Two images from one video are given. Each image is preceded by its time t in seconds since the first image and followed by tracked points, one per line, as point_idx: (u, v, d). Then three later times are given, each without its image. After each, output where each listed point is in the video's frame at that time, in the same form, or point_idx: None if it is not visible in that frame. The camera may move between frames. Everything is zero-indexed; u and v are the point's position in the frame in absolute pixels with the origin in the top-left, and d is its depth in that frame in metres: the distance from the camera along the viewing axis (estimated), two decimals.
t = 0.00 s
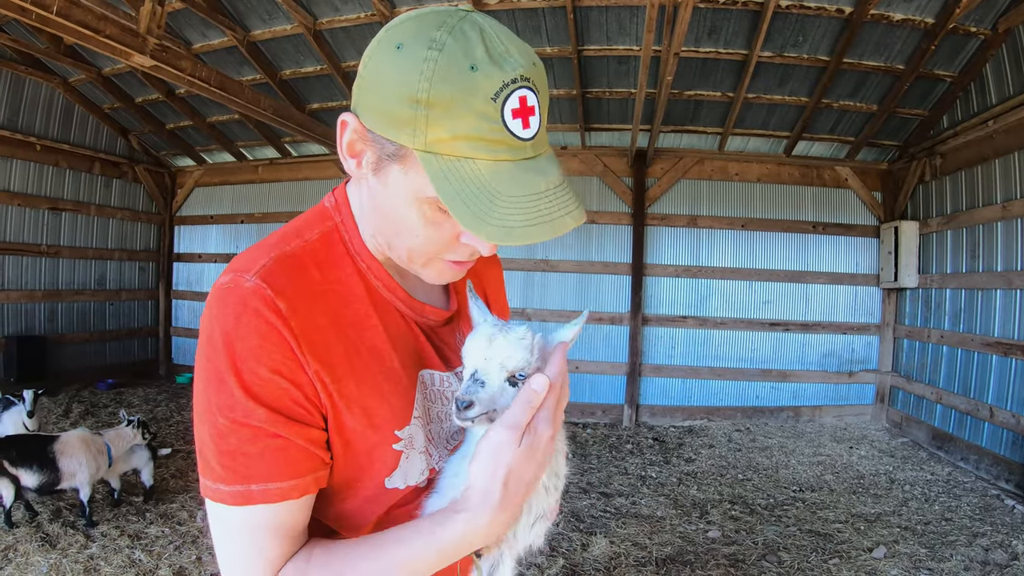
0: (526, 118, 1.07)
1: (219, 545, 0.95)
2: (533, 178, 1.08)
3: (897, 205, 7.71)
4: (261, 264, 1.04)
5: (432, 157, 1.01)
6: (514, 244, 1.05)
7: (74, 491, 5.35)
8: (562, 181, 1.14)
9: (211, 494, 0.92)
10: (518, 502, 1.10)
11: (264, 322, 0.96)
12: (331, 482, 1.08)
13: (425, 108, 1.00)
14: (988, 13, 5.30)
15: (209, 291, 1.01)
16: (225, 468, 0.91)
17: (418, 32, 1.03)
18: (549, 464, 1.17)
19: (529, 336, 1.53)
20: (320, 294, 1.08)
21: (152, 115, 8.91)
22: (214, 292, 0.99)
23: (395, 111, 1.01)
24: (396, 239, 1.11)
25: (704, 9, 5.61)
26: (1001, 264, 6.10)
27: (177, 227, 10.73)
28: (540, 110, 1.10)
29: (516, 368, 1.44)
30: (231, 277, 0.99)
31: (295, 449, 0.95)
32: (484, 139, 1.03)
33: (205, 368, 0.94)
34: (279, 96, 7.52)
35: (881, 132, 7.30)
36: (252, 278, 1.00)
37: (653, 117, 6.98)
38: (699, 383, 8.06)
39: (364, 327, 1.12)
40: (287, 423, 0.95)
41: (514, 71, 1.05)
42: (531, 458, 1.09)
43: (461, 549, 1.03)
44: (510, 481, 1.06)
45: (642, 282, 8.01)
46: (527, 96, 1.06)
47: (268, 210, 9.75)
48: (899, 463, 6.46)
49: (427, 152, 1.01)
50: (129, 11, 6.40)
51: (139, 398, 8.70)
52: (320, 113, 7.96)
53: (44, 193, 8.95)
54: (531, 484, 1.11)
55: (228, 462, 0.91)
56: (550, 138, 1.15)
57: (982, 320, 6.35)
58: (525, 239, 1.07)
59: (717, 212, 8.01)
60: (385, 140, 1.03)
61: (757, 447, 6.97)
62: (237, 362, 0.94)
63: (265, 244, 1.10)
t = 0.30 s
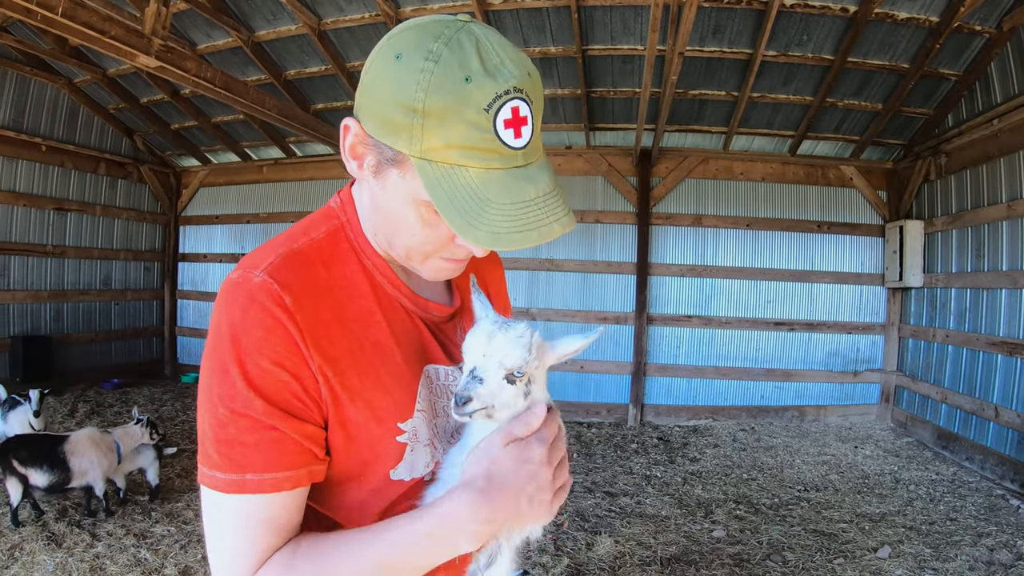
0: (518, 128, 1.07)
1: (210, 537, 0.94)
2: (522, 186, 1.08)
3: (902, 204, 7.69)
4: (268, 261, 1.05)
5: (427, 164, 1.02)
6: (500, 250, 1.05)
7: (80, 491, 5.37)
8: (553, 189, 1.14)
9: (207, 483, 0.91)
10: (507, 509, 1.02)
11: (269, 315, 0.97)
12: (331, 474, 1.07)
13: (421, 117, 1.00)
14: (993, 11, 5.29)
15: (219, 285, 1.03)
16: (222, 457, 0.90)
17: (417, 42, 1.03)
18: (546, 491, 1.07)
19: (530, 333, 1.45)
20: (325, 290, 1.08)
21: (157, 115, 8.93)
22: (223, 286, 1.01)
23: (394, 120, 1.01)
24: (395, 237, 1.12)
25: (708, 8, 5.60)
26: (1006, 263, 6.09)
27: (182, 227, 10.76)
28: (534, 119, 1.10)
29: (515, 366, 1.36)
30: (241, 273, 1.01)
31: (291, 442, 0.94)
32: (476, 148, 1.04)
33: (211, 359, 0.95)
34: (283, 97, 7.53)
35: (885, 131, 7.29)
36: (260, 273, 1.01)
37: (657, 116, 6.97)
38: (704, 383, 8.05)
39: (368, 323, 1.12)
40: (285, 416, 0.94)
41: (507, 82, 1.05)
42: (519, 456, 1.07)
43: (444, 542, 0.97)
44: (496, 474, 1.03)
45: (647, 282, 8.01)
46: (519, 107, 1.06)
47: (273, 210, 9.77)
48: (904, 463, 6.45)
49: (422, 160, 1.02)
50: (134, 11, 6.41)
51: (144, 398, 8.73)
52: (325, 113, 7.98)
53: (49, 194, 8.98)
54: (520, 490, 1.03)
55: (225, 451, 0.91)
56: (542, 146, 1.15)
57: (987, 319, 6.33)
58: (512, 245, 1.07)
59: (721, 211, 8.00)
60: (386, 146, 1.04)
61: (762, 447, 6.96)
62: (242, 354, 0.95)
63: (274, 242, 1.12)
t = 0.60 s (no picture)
0: (512, 122, 1.06)
1: (213, 521, 0.95)
2: (516, 177, 1.07)
3: (905, 204, 7.68)
4: (274, 255, 1.06)
5: (425, 156, 1.02)
6: (495, 237, 1.03)
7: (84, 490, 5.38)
8: (547, 180, 1.11)
9: (211, 468, 0.92)
10: (505, 524, 0.97)
11: (273, 306, 0.97)
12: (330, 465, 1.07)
13: (418, 111, 1.00)
14: (996, 10, 5.27)
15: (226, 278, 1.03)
16: (224, 442, 0.90)
17: (416, 42, 1.03)
18: (553, 503, 1.00)
19: (537, 319, 1.43)
20: (328, 284, 1.08)
21: (160, 116, 8.94)
22: (230, 278, 1.02)
23: (393, 114, 1.01)
24: (397, 229, 1.13)
25: (711, 8, 5.60)
26: (1009, 262, 6.08)
27: (186, 227, 10.78)
28: (528, 114, 1.09)
29: (524, 349, 1.35)
30: (248, 266, 1.02)
31: (291, 431, 0.94)
32: (473, 141, 1.03)
33: (216, 348, 0.96)
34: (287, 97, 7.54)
35: (889, 130, 7.27)
36: (267, 267, 1.02)
37: (661, 116, 6.96)
38: (707, 382, 8.05)
39: (371, 317, 1.12)
40: (286, 405, 0.94)
41: (501, 79, 1.05)
42: (525, 469, 0.98)
43: (433, 554, 0.93)
44: (498, 490, 0.96)
45: (651, 281, 8.01)
46: (513, 102, 1.06)
47: (276, 210, 9.78)
48: (907, 463, 6.44)
49: (421, 151, 1.02)
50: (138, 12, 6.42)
51: (148, 398, 8.75)
52: (328, 113, 7.99)
53: (53, 194, 9.01)
54: (521, 506, 0.97)
55: (227, 436, 0.91)
56: (537, 141, 1.14)
57: (991, 319, 6.32)
58: (507, 232, 1.05)
59: (725, 211, 7.99)
60: (387, 140, 1.04)
61: (766, 447, 6.96)
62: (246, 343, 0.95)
63: (281, 237, 1.13)
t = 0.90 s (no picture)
0: (515, 125, 1.06)
1: (244, 523, 0.93)
2: (517, 181, 1.06)
3: (908, 204, 7.66)
4: (283, 254, 1.06)
5: (427, 158, 1.02)
6: (495, 240, 1.03)
7: (87, 489, 5.39)
8: (549, 184, 1.11)
9: (238, 470, 0.91)
10: (535, 471, 1.07)
11: (287, 303, 0.98)
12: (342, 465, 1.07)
13: (420, 114, 1.00)
14: (999, 10, 5.25)
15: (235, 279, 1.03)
16: (252, 441, 0.90)
17: (419, 44, 1.03)
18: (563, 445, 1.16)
19: (539, 328, 1.46)
20: (338, 283, 1.09)
21: (163, 116, 8.95)
22: (241, 278, 1.01)
23: (395, 116, 1.02)
24: (401, 230, 1.13)
25: (715, 7, 5.59)
26: (1012, 262, 6.07)
27: (189, 227, 10.81)
28: (531, 117, 1.09)
29: (527, 361, 1.37)
30: (257, 265, 1.02)
31: (317, 424, 0.94)
32: (475, 144, 1.03)
33: (233, 348, 0.95)
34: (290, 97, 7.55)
35: (892, 130, 7.26)
36: (277, 264, 1.02)
37: (663, 115, 6.96)
38: (710, 382, 8.04)
39: (380, 315, 1.12)
40: (310, 399, 0.95)
41: (503, 82, 1.04)
42: (541, 419, 1.11)
43: (480, 512, 0.98)
44: (524, 440, 1.06)
45: (653, 281, 8.01)
46: (515, 105, 1.05)
47: (279, 210, 9.79)
48: (910, 463, 6.43)
49: (422, 154, 1.02)
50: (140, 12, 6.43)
51: (151, 397, 8.77)
52: (331, 113, 8.00)
53: (56, 194, 9.03)
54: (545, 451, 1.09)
55: (254, 434, 0.91)
56: (541, 141, 1.13)
57: (994, 319, 6.31)
58: (507, 236, 1.05)
59: (727, 211, 7.98)
60: (391, 142, 1.04)
61: (768, 447, 6.96)
62: (263, 341, 0.95)
63: (286, 238, 1.12)
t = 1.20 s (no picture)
0: (532, 124, 1.05)
1: (225, 515, 0.93)
2: (532, 180, 1.06)
3: (911, 203, 7.66)
4: (296, 247, 1.06)
5: (444, 154, 1.01)
6: (509, 238, 1.02)
7: (89, 487, 5.39)
8: (564, 184, 1.10)
9: (227, 459, 0.91)
10: (525, 521, 0.97)
11: (295, 297, 0.97)
12: (346, 458, 1.07)
13: (439, 110, 1.00)
14: (1002, 10, 5.24)
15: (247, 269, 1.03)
16: (243, 434, 0.90)
17: (439, 40, 1.03)
18: (566, 509, 1.02)
19: (546, 320, 1.50)
20: (348, 276, 1.08)
21: (165, 114, 8.96)
22: (251, 269, 1.02)
23: (413, 112, 1.01)
24: (414, 225, 1.12)
25: (718, 6, 5.58)
26: (1015, 262, 6.05)
27: (191, 225, 10.81)
28: (547, 116, 1.08)
29: (533, 351, 1.41)
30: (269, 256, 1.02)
31: (310, 423, 0.93)
32: (492, 141, 1.02)
33: (237, 339, 0.95)
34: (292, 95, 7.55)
35: (894, 130, 7.26)
36: (288, 257, 1.02)
37: (666, 114, 6.95)
38: (712, 382, 8.04)
39: (389, 310, 1.11)
40: (307, 397, 0.94)
41: (522, 80, 1.04)
42: (542, 466, 1.03)
43: (461, 539, 0.94)
44: (519, 481, 1.01)
45: (655, 280, 8.00)
46: (533, 104, 1.05)
47: (281, 209, 9.79)
48: (912, 463, 6.42)
49: (439, 150, 1.01)
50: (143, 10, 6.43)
51: (152, 395, 8.78)
52: (333, 111, 8.00)
53: (58, 192, 9.03)
54: (541, 499, 0.99)
55: (247, 428, 0.90)
56: (556, 142, 1.13)
57: (997, 319, 6.30)
58: (522, 233, 1.04)
59: (730, 210, 7.97)
60: (407, 137, 1.04)
61: (770, 446, 6.95)
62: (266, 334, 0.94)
63: (301, 230, 1.13)
